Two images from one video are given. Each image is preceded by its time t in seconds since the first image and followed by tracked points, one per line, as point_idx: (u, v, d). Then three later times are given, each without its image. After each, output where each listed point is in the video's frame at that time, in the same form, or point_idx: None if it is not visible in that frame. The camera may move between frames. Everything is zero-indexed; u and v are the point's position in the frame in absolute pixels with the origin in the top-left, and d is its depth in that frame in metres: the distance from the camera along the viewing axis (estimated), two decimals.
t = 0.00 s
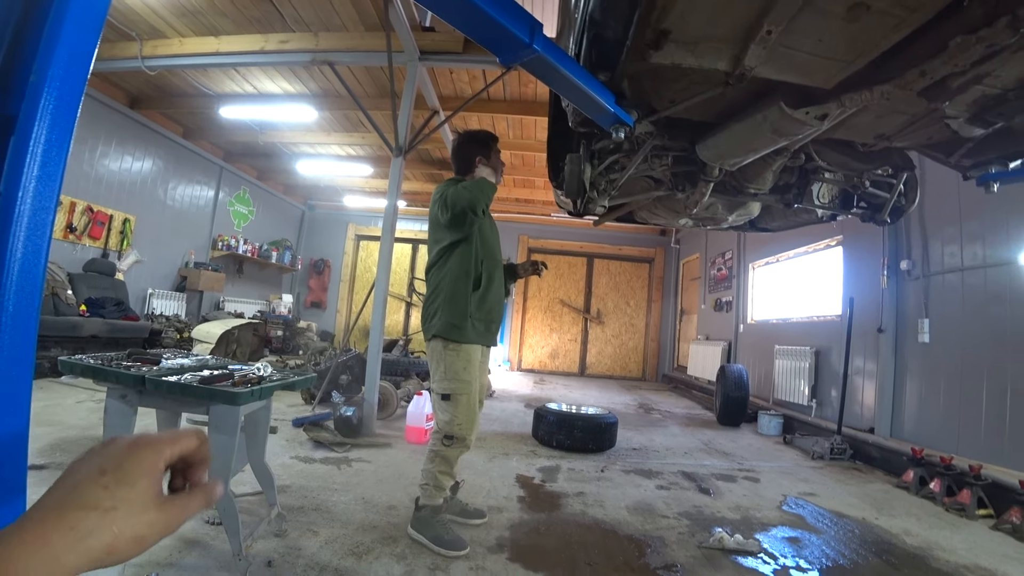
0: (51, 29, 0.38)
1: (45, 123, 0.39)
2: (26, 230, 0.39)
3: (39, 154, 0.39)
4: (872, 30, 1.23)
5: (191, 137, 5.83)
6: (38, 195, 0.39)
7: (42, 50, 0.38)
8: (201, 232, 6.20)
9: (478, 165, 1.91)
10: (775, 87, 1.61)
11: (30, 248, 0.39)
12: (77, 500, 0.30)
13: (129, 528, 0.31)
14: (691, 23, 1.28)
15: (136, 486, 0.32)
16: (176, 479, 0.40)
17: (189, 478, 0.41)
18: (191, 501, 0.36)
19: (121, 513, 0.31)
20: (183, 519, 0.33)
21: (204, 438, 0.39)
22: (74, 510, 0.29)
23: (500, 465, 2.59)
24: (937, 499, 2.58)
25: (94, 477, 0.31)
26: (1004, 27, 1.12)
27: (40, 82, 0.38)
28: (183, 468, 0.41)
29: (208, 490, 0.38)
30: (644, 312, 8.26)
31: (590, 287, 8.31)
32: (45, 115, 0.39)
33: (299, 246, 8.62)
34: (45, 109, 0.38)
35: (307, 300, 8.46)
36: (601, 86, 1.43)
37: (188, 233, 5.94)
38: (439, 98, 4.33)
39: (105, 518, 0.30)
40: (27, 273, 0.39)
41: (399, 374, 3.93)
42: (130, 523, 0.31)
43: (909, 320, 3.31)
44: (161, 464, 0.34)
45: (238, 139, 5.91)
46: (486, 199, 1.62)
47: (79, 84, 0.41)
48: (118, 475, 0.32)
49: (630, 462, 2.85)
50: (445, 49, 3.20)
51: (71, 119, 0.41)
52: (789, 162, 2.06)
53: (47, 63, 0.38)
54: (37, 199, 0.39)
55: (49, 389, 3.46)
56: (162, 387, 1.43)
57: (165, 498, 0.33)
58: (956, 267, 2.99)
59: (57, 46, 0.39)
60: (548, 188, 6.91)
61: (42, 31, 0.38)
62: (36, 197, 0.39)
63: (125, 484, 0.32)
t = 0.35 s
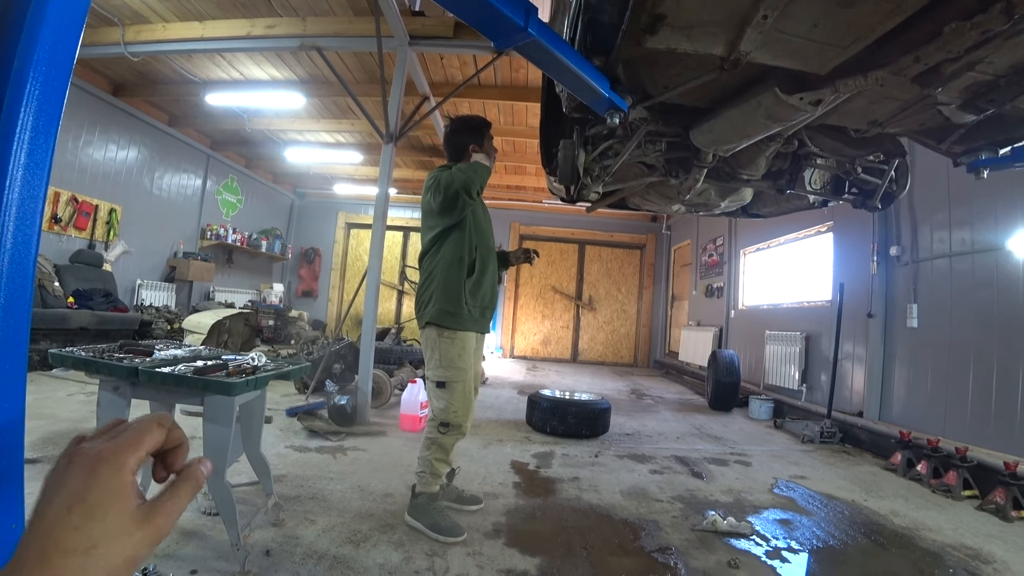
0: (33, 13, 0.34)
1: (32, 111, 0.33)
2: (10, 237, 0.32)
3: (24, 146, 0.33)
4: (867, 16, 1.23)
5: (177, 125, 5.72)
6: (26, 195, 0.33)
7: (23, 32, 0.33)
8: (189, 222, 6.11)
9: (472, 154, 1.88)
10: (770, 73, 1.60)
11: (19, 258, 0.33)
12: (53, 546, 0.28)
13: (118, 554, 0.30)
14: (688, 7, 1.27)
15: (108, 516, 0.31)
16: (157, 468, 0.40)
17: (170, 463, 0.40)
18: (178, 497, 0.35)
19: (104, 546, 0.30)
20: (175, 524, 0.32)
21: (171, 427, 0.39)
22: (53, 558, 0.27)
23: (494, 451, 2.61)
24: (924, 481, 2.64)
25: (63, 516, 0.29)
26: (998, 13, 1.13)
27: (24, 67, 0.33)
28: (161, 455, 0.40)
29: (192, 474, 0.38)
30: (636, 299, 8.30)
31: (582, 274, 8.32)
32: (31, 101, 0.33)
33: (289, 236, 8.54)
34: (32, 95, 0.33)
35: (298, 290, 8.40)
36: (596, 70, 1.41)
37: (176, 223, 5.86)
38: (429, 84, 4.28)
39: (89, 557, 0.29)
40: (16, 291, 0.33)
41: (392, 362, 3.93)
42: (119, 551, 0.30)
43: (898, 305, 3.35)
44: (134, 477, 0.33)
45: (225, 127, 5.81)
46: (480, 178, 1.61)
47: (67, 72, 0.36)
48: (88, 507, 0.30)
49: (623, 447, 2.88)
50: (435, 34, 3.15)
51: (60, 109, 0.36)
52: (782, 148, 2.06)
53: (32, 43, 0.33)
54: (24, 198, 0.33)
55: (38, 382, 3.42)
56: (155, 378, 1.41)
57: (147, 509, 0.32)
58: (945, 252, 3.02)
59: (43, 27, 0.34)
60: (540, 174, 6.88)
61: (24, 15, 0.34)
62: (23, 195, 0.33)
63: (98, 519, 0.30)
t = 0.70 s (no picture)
0: (22, 6, 0.37)
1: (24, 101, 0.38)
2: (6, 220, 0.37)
3: (16, 137, 0.37)
4: (864, 12, 1.23)
5: (168, 118, 5.66)
6: (18, 181, 0.38)
7: (13, 22, 0.37)
8: (182, 216, 6.06)
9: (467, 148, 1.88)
10: (766, 68, 1.60)
11: (13, 239, 0.38)
12: (66, 553, 0.29)
13: (130, 563, 0.30)
14: (685, 2, 1.27)
15: (123, 526, 0.31)
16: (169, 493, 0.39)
17: (182, 489, 0.39)
18: (186, 517, 0.35)
19: (116, 555, 0.30)
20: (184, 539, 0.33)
21: (183, 450, 0.38)
22: (66, 562, 0.28)
23: (489, 446, 2.61)
24: (915, 475, 2.67)
25: (78, 525, 0.30)
26: (993, 10, 1.13)
27: (14, 59, 0.37)
28: (173, 479, 0.40)
29: (201, 499, 0.38)
30: (630, 294, 8.32)
31: (576, 269, 8.33)
32: (22, 93, 0.38)
33: (283, 230, 8.48)
34: (22, 87, 0.38)
35: (291, 284, 8.36)
36: (592, 65, 1.41)
37: (169, 218, 5.81)
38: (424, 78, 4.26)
39: (100, 563, 0.29)
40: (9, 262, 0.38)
41: (387, 357, 3.92)
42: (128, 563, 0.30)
43: (891, 301, 3.37)
44: (144, 491, 0.33)
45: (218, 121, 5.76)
46: (475, 174, 1.60)
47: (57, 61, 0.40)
48: (104, 515, 0.31)
49: (618, 441, 2.89)
50: (430, 27, 3.13)
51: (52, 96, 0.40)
52: (777, 143, 2.06)
53: (21, 35, 0.37)
54: (16, 184, 0.38)
55: (29, 378, 3.39)
56: (149, 374, 1.40)
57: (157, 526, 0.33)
58: (937, 248, 3.04)
59: (32, 18, 0.38)
60: (535, 169, 6.86)
61: (13, 5, 0.37)
62: (16, 182, 0.38)
63: (113, 527, 0.31)
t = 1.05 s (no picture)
0: (14, 2, 0.39)
1: (14, 95, 0.39)
2: None
3: (9, 128, 0.39)
4: (859, 17, 1.24)
5: (163, 114, 5.62)
6: (10, 173, 0.38)
7: (9, 20, 0.39)
8: (175, 213, 6.03)
9: (458, 144, 1.88)
10: (762, 71, 1.61)
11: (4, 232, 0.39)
12: (60, 554, 0.29)
13: (125, 560, 0.30)
14: (682, 4, 1.27)
15: (116, 523, 0.31)
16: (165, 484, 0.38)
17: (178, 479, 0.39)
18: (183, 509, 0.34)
19: (111, 551, 0.30)
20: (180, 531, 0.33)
21: (175, 442, 0.37)
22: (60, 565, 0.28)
23: (483, 446, 2.61)
24: (906, 476, 2.69)
25: (70, 524, 0.30)
26: (987, 16, 1.14)
27: (7, 50, 0.39)
28: (169, 469, 0.39)
29: (197, 490, 0.37)
30: (624, 294, 8.34)
31: (571, 269, 8.34)
32: (14, 87, 0.39)
33: (277, 228, 8.45)
34: (15, 79, 0.39)
35: (285, 283, 8.32)
36: (588, 65, 1.41)
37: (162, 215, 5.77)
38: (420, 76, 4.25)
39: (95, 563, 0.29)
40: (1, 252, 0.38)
41: (380, 356, 3.91)
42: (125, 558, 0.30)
43: (883, 303, 3.40)
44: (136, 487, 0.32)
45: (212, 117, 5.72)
46: (468, 174, 1.60)
47: (50, 59, 0.42)
48: (96, 513, 0.31)
49: (611, 442, 2.90)
50: (427, 26, 3.13)
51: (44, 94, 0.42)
52: (772, 146, 2.07)
53: (15, 29, 0.39)
54: (8, 176, 0.38)
55: (19, 375, 3.36)
56: (141, 371, 1.39)
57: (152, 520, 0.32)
58: (929, 251, 3.07)
59: (26, 13, 0.40)
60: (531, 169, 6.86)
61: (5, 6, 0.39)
62: (8, 173, 0.38)
63: (106, 524, 0.31)
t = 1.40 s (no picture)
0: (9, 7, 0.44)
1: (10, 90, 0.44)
2: None
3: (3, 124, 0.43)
4: (857, 21, 1.25)
5: (160, 112, 5.60)
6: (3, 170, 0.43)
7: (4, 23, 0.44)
8: (172, 212, 6.00)
9: (450, 141, 1.88)
10: (759, 75, 1.62)
11: None
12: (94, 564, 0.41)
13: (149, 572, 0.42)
14: (681, 7, 1.27)
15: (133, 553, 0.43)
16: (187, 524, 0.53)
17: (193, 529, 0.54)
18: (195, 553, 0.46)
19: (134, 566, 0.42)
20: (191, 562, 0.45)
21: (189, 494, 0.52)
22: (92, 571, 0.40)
23: (479, 447, 2.61)
24: (901, 479, 2.70)
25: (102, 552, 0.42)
26: (983, 23, 1.16)
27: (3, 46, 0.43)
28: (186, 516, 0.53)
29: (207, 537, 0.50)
30: (621, 296, 8.35)
31: (568, 271, 8.34)
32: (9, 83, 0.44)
33: (274, 228, 8.42)
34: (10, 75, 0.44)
35: (282, 282, 8.29)
36: (587, 68, 1.41)
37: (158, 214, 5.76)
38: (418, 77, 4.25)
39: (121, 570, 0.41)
40: None
41: (376, 356, 3.90)
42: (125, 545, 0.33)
43: (879, 307, 3.41)
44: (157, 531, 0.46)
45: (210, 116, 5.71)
46: (466, 178, 1.59)
47: (42, 59, 0.47)
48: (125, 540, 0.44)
49: (607, 444, 2.90)
50: (426, 26, 3.13)
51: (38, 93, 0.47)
52: (770, 149, 2.08)
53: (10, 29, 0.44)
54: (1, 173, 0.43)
55: (12, 373, 3.33)
56: (137, 371, 1.38)
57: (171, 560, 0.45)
58: (925, 256, 3.08)
59: (20, 16, 0.45)
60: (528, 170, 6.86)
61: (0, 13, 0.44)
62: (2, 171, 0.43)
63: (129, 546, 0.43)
